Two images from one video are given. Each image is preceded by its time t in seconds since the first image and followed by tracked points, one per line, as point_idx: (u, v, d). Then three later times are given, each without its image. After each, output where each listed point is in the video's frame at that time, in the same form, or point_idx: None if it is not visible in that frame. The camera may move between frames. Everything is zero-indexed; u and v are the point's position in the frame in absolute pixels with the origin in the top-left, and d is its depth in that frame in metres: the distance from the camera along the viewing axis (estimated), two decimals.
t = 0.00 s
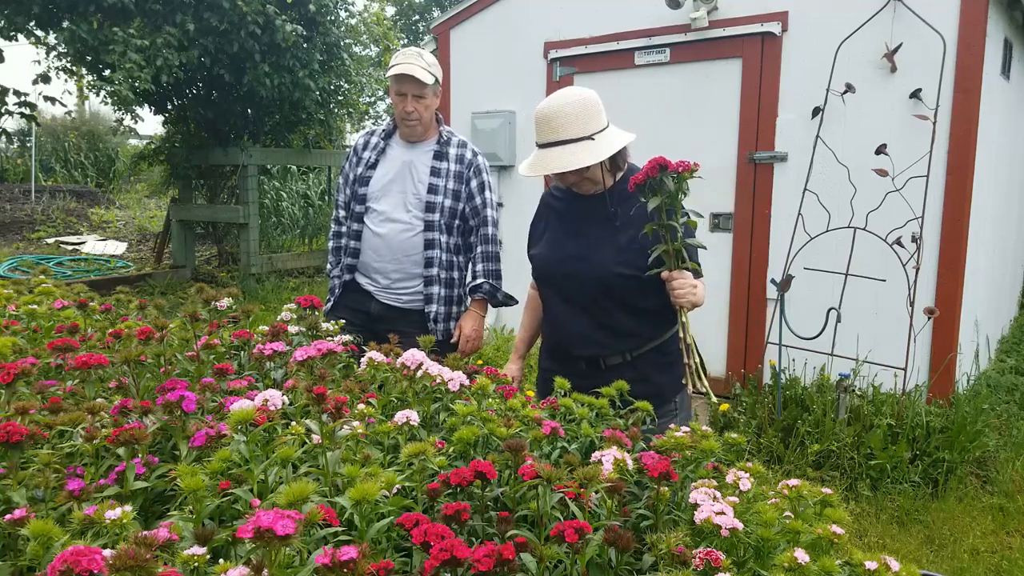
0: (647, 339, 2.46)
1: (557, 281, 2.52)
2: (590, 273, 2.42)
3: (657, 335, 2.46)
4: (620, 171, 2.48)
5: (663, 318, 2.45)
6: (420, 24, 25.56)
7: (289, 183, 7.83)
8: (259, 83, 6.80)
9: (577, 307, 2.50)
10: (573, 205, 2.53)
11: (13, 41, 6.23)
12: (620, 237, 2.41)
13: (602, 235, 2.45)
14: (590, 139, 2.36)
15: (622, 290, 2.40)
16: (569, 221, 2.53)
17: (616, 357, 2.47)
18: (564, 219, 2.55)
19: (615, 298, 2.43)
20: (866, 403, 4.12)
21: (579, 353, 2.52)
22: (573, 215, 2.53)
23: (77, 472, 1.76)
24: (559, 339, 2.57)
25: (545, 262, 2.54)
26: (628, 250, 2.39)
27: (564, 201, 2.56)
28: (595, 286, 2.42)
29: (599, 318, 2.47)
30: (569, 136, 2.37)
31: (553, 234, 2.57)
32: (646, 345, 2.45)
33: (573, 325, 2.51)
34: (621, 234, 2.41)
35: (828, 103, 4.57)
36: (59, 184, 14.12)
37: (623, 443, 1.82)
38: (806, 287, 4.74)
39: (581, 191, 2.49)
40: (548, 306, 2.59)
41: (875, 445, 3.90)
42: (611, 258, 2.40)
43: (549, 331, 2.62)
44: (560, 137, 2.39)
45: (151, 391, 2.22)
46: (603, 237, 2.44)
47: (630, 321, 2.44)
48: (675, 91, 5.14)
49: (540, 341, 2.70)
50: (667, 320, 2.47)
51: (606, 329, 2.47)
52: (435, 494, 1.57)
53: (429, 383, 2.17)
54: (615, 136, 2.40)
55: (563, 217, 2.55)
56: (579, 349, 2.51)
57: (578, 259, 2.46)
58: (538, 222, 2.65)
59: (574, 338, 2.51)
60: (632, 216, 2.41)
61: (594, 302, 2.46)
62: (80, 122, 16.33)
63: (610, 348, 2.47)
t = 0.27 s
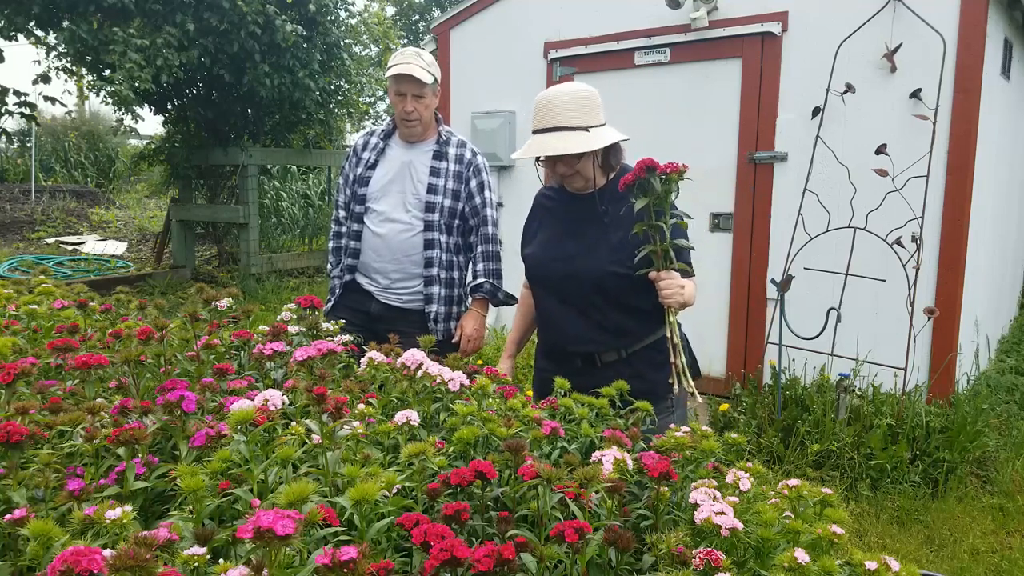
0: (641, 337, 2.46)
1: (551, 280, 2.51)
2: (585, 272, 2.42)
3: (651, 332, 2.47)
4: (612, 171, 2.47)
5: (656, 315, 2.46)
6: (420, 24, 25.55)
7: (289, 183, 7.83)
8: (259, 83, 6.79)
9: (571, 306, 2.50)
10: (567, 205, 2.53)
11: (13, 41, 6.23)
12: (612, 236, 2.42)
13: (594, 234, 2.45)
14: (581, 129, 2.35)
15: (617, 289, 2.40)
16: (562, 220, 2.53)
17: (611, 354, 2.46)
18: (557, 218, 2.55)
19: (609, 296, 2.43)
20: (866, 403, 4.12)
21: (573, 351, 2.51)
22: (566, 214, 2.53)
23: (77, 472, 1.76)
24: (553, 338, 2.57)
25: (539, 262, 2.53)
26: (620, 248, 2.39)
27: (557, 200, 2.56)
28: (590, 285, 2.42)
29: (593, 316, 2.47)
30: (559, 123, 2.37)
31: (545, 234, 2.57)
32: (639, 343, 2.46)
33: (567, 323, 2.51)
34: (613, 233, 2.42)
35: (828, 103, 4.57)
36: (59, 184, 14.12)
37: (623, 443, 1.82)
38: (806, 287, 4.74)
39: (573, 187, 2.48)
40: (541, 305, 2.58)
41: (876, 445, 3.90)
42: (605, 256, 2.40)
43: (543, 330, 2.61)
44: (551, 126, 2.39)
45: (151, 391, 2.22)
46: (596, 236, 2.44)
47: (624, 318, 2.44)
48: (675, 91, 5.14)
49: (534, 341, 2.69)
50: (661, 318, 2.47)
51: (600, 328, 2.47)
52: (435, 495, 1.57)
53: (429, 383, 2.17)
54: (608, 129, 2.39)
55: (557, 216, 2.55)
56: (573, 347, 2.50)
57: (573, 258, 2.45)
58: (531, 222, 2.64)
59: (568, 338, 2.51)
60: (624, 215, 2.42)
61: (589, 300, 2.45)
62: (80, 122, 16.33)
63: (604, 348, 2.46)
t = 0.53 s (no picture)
0: (637, 338, 2.46)
1: (550, 278, 2.50)
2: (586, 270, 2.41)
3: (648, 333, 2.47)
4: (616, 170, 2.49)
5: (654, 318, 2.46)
6: (420, 24, 25.55)
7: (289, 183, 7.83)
8: (259, 83, 6.79)
9: (570, 304, 2.49)
10: (571, 202, 2.52)
11: (13, 41, 6.23)
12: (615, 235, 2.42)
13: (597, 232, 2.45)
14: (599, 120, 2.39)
15: (615, 288, 2.40)
16: (565, 218, 2.52)
17: (607, 354, 2.47)
18: (561, 215, 2.54)
19: (608, 295, 2.43)
20: (866, 403, 4.12)
21: (570, 349, 2.50)
22: (570, 212, 2.52)
23: (77, 472, 1.76)
24: (550, 336, 2.56)
25: (541, 258, 2.52)
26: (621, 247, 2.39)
27: (563, 197, 2.55)
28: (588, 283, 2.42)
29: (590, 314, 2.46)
30: (578, 112, 2.40)
31: (548, 231, 2.56)
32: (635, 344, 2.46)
33: (565, 320, 2.50)
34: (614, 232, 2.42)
35: (828, 103, 4.57)
36: (58, 184, 14.12)
37: (623, 443, 1.82)
38: (806, 287, 4.74)
39: (574, 180, 2.48)
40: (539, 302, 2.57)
41: (876, 445, 3.90)
42: (606, 255, 2.40)
43: (540, 328, 2.60)
44: (567, 112, 2.41)
45: (151, 391, 2.22)
46: (597, 235, 2.44)
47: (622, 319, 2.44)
48: (676, 91, 5.14)
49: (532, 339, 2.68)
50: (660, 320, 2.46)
51: (596, 327, 2.46)
52: (435, 494, 1.57)
53: (429, 383, 2.17)
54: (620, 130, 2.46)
55: (561, 214, 2.54)
56: (570, 346, 2.50)
57: (573, 256, 2.45)
58: (534, 218, 2.63)
59: (565, 336, 2.50)
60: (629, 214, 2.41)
61: (587, 299, 2.45)
62: (80, 123, 16.33)
63: (600, 346, 2.46)
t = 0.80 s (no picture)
0: (641, 340, 2.44)
1: (557, 275, 2.50)
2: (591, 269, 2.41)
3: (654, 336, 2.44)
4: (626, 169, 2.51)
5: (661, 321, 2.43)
6: (420, 24, 25.55)
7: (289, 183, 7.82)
8: (259, 83, 6.79)
9: (576, 303, 2.48)
10: (582, 200, 2.55)
11: (13, 41, 6.23)
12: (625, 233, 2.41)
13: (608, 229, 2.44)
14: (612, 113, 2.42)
15: (621, 287, 2.39)
16: (575, 215, 2.54)
17: (611, 356, 2.45)
18: (571, 213, 2.56)
19: (614, 295, 2.42)
20: (866, 403, 4.12)
21: (573, 349, 2.50)
22: (580, 209, 2.54)
23: (77, 472, 1.76)
24: (554, 336, 2.55)
25: (547, 256, 2.54)
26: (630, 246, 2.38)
27: (575, 194, 2.58)
28: (594, 282, 2.41)
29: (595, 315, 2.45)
30: (590, 102, 2.42)
31: (558, 229, 2.57)
32: (642, 347, 2.45)
33: (569, 320, 2.49)
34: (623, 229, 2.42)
35: (828, 103, 4.57)
36: (59, 184, 14.12)
37: (623, 443, 1.82)
38: (806, 287, 4.74)
39: (585, 175, 2.47)
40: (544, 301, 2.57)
41: (876, 445, 3.90)
42: (614, 253, 2.39)
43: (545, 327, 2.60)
44: (579, 104, 2.43)
45: (151, 391, 2.22)
46: (606, 232, 2.45)
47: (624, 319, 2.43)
48: (676, 91, 5.14)
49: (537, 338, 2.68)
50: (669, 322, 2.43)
51: (601, 327, 2.45)
52: (435, 495, 1.57)
53: (429, 383, 2.17)
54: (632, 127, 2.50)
55: (571, 212, 2.56)
56: (573, 346, 2.49)
57: (580, 254, 2.45)
58: (546, 217, 2.66)
59: (569, 336, 2.49)
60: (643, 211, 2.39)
61: (592, 299, 2.44)
62: (80, 122, 16.34)
63: (604, 347, 2.45)
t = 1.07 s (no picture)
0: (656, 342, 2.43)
1: (572, 276, 2.49)
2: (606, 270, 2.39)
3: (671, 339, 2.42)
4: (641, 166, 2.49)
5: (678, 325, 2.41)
6: (420, 24, 25.55)
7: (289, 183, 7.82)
8: (259, 83, 6.80)
9: (591, 304, 2.46)
10: (598, 198, 2.54)
11: (13, 41, 6.23)
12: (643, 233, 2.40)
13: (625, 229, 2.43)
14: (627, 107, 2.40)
15: (636, 287, 2.37)
16: (592, 215, 2.53)
17: (626, 358, 2.44)
18: (588, 213, 2.55)
19: (630, 296, 2.40)
20: (866, 403, 4.12)
21: (587, 351, 2.49)
22: (597, 208, 2.53)
23: (77, 472, 1.77)
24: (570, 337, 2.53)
25: (562, 256, 2.53)
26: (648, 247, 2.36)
27: (592, 193, 2.57)
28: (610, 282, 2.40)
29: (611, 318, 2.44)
30: (606, 96, 2.41)
31: (575, 229, 2.57)
32: (657, 350, 2.43)
33: (584, 321, 2.48)
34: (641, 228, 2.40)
35: (828, 103, 4.57)
36: (59, 184, 14.13)
37: (623, 444, 1.83)
38: (806, 287, 4.74)
39: (598, 171, 2.46)
40: (557, 302, 2.56)
41: (876, 445, 3.90)
42: (629, 252, 2.38)
43: (559, 328, 2.59)
44: (595, 98, 2.43)
45: (151, 391, 2.22)
46: (623, 230, 2.43)
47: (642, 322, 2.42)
48: (675, 91, 5.14)
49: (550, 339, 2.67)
50: (686, 324, 2.40)
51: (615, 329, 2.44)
52: (435, 495, 1.56)
53: (429, 383, 2.17)
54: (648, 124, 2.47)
55: (587, 211, 2.56)
56: (588, 348, 2.48)
57: (594, 253, 2.44)
58: (563, 216, 2.66)
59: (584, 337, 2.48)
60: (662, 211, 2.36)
61: (607, 301, 2.42)
62: (80, 122, 16.34)
63: (619, 349, 2.44)
